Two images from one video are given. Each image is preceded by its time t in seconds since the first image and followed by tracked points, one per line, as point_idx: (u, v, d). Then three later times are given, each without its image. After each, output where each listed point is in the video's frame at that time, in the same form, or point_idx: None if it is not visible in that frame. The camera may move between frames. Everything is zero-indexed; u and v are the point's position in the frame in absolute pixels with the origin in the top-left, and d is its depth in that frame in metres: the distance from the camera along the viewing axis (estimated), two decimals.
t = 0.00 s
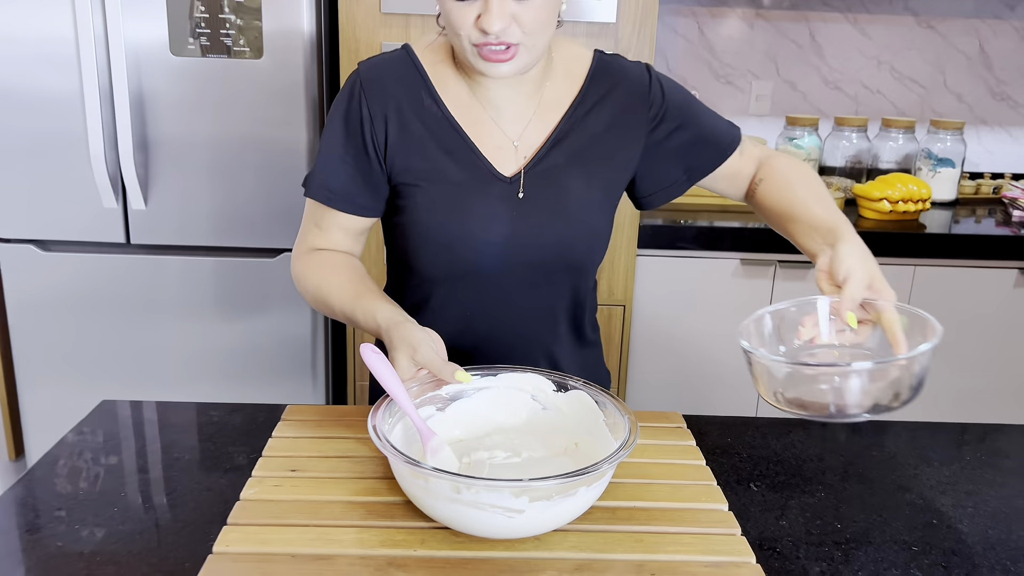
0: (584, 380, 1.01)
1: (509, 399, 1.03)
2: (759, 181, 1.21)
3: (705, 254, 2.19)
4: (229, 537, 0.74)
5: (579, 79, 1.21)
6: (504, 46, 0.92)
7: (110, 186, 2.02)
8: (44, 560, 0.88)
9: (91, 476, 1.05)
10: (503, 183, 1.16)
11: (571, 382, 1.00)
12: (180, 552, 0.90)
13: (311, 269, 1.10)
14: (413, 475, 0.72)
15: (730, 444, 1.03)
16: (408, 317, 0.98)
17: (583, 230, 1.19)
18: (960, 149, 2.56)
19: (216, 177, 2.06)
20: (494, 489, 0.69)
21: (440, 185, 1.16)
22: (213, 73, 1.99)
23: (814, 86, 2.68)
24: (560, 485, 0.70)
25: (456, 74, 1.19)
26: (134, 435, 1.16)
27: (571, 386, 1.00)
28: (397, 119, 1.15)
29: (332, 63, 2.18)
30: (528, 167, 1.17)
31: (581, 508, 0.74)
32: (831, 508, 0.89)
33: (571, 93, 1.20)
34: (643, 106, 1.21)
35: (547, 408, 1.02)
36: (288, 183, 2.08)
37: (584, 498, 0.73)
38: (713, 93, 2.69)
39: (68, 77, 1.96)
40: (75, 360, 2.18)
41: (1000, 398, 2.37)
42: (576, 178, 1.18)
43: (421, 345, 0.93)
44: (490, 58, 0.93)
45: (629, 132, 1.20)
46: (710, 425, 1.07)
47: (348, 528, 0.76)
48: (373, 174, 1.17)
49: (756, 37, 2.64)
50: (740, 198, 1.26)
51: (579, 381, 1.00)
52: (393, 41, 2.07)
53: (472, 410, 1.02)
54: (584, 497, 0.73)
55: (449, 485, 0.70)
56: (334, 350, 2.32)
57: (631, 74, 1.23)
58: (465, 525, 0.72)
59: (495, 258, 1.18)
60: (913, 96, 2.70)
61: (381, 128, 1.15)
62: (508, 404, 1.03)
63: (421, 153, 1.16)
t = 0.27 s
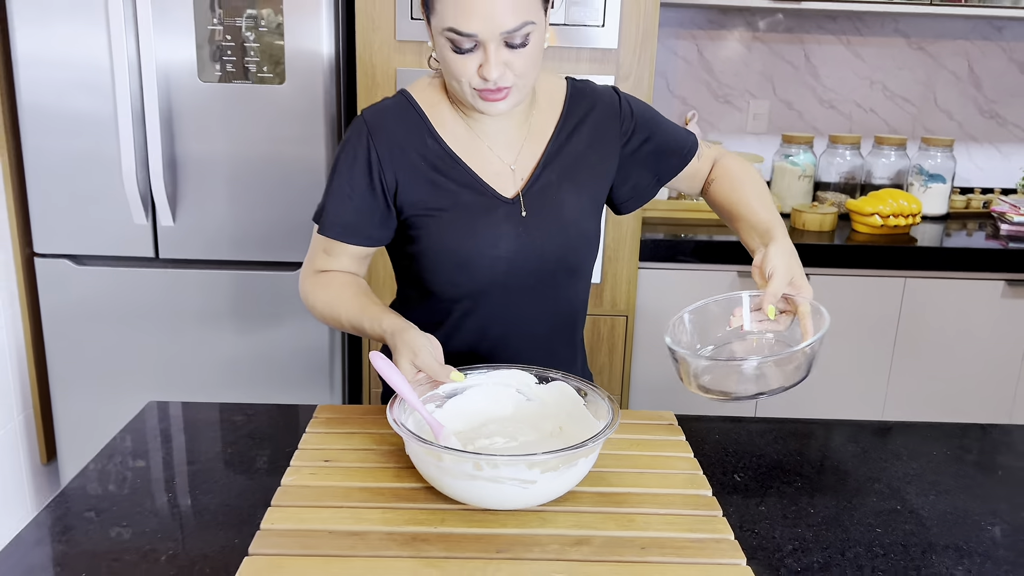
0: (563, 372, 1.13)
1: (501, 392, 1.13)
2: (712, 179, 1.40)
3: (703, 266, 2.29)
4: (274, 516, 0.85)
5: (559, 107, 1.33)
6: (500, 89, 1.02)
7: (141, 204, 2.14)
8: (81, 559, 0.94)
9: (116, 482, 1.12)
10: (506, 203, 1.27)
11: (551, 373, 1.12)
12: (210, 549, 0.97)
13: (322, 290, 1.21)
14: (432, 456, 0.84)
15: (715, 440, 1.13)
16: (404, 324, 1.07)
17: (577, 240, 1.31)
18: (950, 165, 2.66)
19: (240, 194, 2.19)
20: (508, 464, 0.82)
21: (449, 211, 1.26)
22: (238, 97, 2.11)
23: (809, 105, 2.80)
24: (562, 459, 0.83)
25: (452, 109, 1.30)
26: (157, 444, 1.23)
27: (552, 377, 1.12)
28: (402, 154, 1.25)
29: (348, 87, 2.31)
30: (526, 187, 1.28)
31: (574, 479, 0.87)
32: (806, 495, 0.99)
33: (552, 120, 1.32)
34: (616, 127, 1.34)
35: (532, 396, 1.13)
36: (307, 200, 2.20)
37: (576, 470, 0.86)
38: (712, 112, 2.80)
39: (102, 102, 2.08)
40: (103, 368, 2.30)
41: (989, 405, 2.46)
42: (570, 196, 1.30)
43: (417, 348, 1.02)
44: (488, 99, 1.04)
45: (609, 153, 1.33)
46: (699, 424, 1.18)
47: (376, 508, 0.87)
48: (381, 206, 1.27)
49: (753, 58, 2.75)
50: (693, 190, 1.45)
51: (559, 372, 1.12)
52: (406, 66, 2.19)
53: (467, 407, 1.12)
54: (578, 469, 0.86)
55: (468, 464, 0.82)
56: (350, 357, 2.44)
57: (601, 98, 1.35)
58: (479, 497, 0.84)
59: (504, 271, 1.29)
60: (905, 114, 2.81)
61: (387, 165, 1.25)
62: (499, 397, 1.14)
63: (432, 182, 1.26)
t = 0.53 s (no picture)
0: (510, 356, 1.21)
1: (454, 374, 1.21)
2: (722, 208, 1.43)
3: (699, 276, 2.38)
4: (297, 513, 0.93)
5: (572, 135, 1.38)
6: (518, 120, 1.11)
7: (156, 218, 2.22)
8: (99, 563, 1.01)
9: (132, 488, 1.19)
10: (506, 225, 1.34)
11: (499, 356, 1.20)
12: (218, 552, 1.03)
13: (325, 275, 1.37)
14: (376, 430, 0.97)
15: (706, 441, 1.21)
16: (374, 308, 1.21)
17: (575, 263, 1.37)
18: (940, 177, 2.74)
19: (251, 209, 2.27)
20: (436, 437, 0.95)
21: (450, 229, 1.35)
22: (250, 116, 2.19)
23: (802, 119, 2.88)
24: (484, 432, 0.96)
25: (467, 134, 1.37)
26: (169, 453, 1.30)
27: (500, 360, 1.20)
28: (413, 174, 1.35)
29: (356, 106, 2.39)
30: (528, 211, 1.34)
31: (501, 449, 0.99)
32: (789, 493, 1.07)
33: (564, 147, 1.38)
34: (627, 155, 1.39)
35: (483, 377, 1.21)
36: (316, 214, 2.28)
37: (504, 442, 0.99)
38: (708, 126, 2.88)
39: (119, 122, 2.16)
40: (119, 377, 2.38)
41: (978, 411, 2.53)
42: (570, 220, 1.36)
43: (382, 334, 1.15)
44: (506, 128, 1.12)
45: (616, 180, 1.38)
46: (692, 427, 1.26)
47: (391, 506, 0.95)
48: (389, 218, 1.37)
49: (747, 74, 2.83)
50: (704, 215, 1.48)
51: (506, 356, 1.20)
52: (412, 86, 2.27)
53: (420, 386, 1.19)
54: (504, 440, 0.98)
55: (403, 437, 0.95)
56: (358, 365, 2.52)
57: (614, 129, 1.40)
58: (418, 465, 0.98)
59: (498, 287, 1.37)
60: (895, 127, 2.89)
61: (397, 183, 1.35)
62: (452, 379, 1.21)
63: (437, 204, 1.35)
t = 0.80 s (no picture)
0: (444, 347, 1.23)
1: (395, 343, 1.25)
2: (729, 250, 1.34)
3: (693, 282, 2.43)
4: (312, 514, 0.97)
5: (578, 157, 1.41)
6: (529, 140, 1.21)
7: (162, 230, 2.27)
8: (105, 569, 1.04)
9: (145, 492, 1.24)
10: (495, 235, 1.40)
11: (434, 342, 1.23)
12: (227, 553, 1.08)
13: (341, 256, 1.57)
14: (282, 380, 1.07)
15: (701, 442, 1.26)
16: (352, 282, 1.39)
17: (559, 278, 1.40)
18: (928, 182, 2.80)
19: (255, 220, 2.31)
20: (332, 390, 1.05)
21: (446, 234, 1.43)
22: (254, 129, 2.24)
23: (794, 126, 2.93)
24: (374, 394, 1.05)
25: (482, 152, 1.45)
26: (180, 457, 1.35)
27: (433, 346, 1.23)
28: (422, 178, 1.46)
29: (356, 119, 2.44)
30: (519, 225, 1.39)
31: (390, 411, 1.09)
32: (780, 492, 1.12)
33: (570, 167, 1.41)
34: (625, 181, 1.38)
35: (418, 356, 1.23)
36: (319, 225, 2.33)
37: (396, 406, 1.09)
38: (701, 135, 2.94)
39: (126, 135, 2.21)
40: (124, 386, 2.43)
41: (968, 411, 2.58)
42: (556, 237, 1.39)
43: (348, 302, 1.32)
44: (518, 148, 1.22)
45: (610, 205, 1.38)
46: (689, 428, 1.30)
47: (401, 506, 0.99)
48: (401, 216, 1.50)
49: (739, 83, 2.89)
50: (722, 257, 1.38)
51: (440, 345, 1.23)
52: (412, 99, 2.32)
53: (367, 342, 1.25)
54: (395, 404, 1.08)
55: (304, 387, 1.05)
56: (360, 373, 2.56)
57: (621, 155, 1.40)
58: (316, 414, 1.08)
59: (484, 293, 1.42)
60: (885, 134, 2.95)
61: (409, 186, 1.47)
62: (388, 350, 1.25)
63: (439, 209, 1.44)
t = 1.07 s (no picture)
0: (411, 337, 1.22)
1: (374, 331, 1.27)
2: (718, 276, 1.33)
3: (690, 286, 2.47)
4: (330, 517, 1.00)
5: (584, 168, 1.42)
6: (535, 148, 1.24)
7: (166, 240, 2.29)
8: None
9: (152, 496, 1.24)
10: (494, 238, 1.43)
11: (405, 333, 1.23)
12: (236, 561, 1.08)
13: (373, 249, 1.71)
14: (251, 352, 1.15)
15: (707, 442, 1.29)
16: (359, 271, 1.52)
17: (551, 286, 1.41)
18: (919, 185, 2.85)
19: (258, 230, 2.34)
20: (281, 364, 1.11)
21: (451, 235, 1.48)
22: (255, 140, 2.27)
23: (787, 131, 2.98)
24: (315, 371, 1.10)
25: (493, 160, 1.50)
26: (185, 462, 1.35)
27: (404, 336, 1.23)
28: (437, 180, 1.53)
29: (356, 128, 2.47)
30: (517, 231, 1.42)
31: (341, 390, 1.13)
32: (784, 489, 1.15)
33: (574, 178, 1.42)
34: (621, 194, 1.38)
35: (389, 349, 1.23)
36: (321, 234, 2.35)
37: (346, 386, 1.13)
38: (695, 140, 2.97)
39: (129, 146, 2.23)
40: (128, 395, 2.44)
41: (961, 410, 2.62)
42: (549, 245, 1.40)
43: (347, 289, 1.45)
44: (524, 156, 1.26)
45: (604, 217, 1.38)
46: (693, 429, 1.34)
47: (417, 508, 1.02)
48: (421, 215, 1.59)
49: (731, 88, 2.93)
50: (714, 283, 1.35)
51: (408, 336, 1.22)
52: (411, 108, 2.35)
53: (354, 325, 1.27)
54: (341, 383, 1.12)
55: (260, 360, 1.12)
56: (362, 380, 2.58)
57: (624, 170, 1.40)
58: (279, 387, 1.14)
59: (480, 296, 1.45)
60: (875, 138, 2.99)
61: (427, 187, 1.54)
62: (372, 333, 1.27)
63: (449, 210, 1.50)
